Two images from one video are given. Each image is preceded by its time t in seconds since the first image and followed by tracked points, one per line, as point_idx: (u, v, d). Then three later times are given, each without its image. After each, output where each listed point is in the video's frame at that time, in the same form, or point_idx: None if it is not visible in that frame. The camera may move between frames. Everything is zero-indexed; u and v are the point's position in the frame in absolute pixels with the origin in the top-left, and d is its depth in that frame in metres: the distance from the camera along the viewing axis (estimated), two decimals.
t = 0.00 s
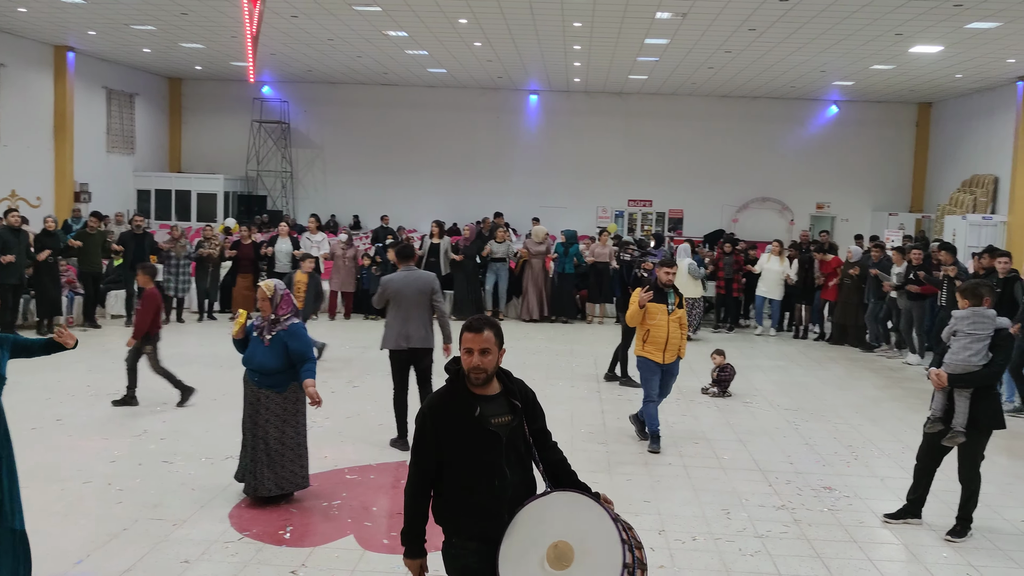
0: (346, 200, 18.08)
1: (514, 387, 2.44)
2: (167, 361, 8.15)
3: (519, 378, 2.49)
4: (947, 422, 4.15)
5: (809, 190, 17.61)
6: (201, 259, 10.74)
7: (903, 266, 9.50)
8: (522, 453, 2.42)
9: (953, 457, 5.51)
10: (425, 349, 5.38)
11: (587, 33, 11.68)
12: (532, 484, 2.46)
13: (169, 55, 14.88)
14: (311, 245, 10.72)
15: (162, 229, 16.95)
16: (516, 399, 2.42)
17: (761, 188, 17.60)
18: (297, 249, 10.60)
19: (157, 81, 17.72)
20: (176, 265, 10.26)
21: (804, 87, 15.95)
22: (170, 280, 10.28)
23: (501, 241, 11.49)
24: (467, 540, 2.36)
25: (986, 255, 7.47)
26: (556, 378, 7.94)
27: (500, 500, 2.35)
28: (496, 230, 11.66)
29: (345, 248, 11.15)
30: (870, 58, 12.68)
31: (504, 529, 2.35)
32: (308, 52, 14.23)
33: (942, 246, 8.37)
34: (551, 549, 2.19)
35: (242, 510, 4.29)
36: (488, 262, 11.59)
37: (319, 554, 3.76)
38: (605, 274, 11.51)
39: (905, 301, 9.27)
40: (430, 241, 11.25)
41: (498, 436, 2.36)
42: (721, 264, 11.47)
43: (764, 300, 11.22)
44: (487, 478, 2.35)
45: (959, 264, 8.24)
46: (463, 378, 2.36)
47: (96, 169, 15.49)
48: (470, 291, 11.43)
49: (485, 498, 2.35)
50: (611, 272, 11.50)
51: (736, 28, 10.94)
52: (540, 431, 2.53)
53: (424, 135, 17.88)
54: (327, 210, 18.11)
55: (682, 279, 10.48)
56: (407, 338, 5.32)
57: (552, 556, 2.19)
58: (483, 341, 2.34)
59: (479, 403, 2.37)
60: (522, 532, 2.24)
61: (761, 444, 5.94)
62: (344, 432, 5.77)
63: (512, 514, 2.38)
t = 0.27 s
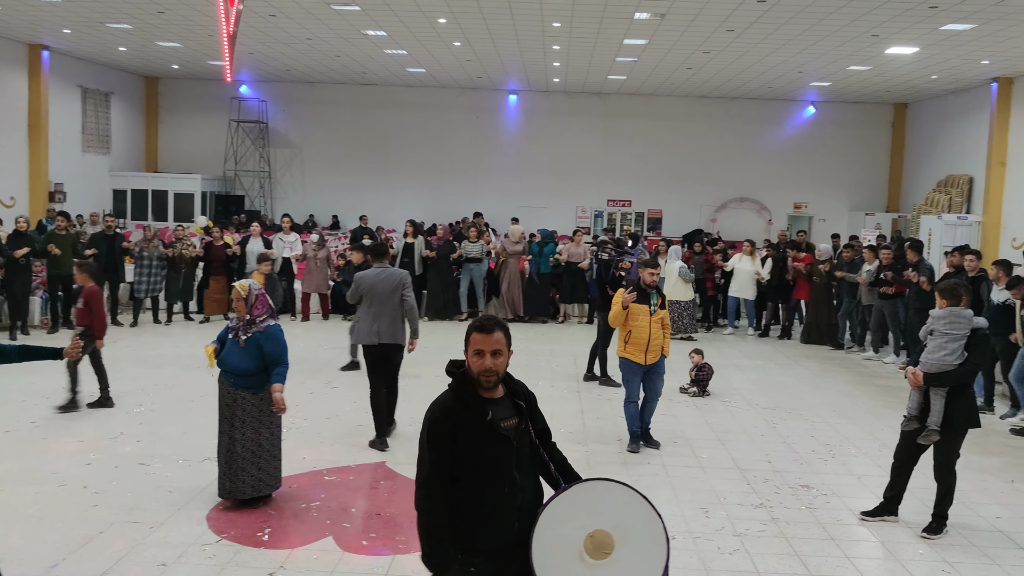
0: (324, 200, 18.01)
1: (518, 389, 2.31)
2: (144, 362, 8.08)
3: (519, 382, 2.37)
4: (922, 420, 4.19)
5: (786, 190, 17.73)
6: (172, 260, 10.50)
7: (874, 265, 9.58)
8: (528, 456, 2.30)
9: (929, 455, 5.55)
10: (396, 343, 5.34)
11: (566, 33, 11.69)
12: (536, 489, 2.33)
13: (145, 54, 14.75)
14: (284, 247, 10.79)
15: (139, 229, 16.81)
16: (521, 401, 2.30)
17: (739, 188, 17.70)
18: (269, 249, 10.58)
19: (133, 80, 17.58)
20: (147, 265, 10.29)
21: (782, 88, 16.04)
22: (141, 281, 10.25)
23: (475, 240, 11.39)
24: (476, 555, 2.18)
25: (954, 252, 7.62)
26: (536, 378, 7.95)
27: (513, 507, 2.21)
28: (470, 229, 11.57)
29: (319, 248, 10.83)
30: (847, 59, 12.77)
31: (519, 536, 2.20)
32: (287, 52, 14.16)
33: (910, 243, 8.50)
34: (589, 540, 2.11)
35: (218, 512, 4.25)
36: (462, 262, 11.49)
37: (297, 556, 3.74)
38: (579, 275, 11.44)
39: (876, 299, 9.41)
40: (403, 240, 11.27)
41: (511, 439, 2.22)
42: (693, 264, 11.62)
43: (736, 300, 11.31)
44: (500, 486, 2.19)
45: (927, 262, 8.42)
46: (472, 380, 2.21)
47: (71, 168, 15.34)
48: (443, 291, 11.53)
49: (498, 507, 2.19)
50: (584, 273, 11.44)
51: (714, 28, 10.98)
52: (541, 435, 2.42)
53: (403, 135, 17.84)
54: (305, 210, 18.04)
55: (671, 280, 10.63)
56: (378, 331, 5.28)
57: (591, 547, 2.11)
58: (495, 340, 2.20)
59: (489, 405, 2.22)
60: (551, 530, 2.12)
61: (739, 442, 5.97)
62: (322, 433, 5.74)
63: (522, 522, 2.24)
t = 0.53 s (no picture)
0: (304, 201, 17.93)
1: (533, 403, 2.23)
2: (122, 364, 8.02)
3: (533, 396, 2.29)
4: (901, 420, 4.22)
5: (765, 191, 17.84)
6: (144, 262, 10.39)
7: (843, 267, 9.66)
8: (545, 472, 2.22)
9: (907, 455, 5.60)
10: (376, 344, 5.39)
11: (547, 35, 11.70)
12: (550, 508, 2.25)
13: (122, 53, 14.64)
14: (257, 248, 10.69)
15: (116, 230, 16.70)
16: (540, 416, 2.22)
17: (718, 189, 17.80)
18: (241, 251, 10.53)
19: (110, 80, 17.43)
20: (118, 267, 10.17)
21: (761, 90, 16.12)
22: (111, 283, 10.15)
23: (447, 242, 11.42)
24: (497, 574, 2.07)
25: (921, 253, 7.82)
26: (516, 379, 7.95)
27: (533, 525, 2.12)
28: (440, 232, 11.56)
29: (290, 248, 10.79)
30: (826, 61, 12.85)
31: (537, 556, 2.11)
32: (266, 52, 14.09)
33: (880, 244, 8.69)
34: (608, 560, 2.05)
35: (196, 515, 4.22)
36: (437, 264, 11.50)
37: (276, 559, 3.72)
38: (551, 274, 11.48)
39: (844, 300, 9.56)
40: (376, 243, 11.02)
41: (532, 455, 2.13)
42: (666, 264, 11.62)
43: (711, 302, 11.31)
44: (522, 503, 2.10)
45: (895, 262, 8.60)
46: (492, 391, 2.11)
47: (48, 168, 15.21)
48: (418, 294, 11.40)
49: (520, 525, 2.09)
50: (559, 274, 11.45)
51: (694, 30, 11.02)
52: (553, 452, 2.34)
53: (383, 136, 17.80)
54: (285, 211, 17.96)
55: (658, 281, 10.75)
56: (361, 332, 5.33)
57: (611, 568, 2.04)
58: (519, 352, 2.12)
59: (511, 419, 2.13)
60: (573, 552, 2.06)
61: (719, 443, 5.99)
62: (301, 435, 5.72)
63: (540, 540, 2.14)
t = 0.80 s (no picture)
0: (287, 202, 17.86)
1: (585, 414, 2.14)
2: (103, 367, 7.97)
3: (582, 406, 2.19)
4: (882, 421, 4.24)
5: (748, 193, 17.94)
6: (122, 262, 10.40)
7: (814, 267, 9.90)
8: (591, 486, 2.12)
9: (888, 455, 5.63)
10: (357, 340, 5.49)
11: (531, 36, 11.71)
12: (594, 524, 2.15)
13: (104, 53, 14.53)
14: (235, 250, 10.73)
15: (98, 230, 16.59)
16: (590, 427, 2.12)
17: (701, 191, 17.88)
18: (221, 251, 10.51)
19: (91, 79, 17.29)
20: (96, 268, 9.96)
21: (744, 92, 16.19)
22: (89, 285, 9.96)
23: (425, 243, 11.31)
24: None
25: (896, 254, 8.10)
26: (500, 380, 7.95)
27: (577, 541, 2.02)
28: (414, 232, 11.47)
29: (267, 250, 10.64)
30: (808, 64, 12.92)
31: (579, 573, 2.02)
32: (249, 52, 14.02)
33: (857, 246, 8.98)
34: None
35: (178, 517, 4.20)
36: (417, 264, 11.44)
37: (260, 562, 3.70)
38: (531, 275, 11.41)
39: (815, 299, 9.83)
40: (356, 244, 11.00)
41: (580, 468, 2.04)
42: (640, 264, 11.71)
43: (687, 304, 11.41)
44: (569, 514, 2.01)
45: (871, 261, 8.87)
46: (542, 397, 2.03)
47: (27, 169, 15.08)
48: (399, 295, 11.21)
49: (569, 539, 2.00)
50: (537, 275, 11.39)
51: (677, 33, 11.06)
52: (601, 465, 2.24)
53: (366, 137, 17.76)
54: (268, 212, 17.88)
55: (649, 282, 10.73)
56: (347, 329, 5.41)
57: None
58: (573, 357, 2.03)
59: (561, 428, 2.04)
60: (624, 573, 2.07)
61: (702, 443, 6.01)
62: (284, 437, 5.69)
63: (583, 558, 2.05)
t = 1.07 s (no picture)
0: (271, 202, 17.79)
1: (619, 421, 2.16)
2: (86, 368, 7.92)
3: (616, 412, 2.21)
4: (865, 421, 4.27)
5: (732, 194, 18.03)
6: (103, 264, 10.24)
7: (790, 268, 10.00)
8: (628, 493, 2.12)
9: (871, 455, 5.67)
10: (331, 340, 5.54)
11: (516, 37, 11.72)
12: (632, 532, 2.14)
13: (86, 53, 14.43)
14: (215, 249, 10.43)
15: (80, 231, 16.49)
16: (623, 433, 2.13)
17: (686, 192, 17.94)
18: (201, 252, 10.39)
19: (73, 79, 17.17)
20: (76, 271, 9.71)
21: (729, 94, 16.25)
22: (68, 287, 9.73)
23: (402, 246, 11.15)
24: None
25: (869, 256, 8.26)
26: (484, 381, 7.95)
27: (613, 548, 2.01)
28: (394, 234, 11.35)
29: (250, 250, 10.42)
30: (792, 66, 12.97)
31: None
32: (233, 52, 13.96)
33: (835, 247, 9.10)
34: None
35: (161, 520, 4.17)
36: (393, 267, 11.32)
37: (243, 564, 3.68)
38: (512, 275, 11.39)
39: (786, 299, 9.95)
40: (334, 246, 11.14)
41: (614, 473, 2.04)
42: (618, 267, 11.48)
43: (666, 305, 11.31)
44: (604, 521, 2.00)
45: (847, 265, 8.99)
46: (574, 403, 2.06)
47: (9, 169, 14.97)
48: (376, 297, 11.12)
49: (603, 544, 2.00)
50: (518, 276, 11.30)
51: (662, 34, 11.09)
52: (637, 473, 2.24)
53: (351, 137, 17.71)
54: (252, 213, 17.80)
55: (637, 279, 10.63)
56: (321, 330, 5.46)
57: None
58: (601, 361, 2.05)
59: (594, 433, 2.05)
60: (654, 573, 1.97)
61: (687, 444, 6.02)
62: (268, 439, 5.67)
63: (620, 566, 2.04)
